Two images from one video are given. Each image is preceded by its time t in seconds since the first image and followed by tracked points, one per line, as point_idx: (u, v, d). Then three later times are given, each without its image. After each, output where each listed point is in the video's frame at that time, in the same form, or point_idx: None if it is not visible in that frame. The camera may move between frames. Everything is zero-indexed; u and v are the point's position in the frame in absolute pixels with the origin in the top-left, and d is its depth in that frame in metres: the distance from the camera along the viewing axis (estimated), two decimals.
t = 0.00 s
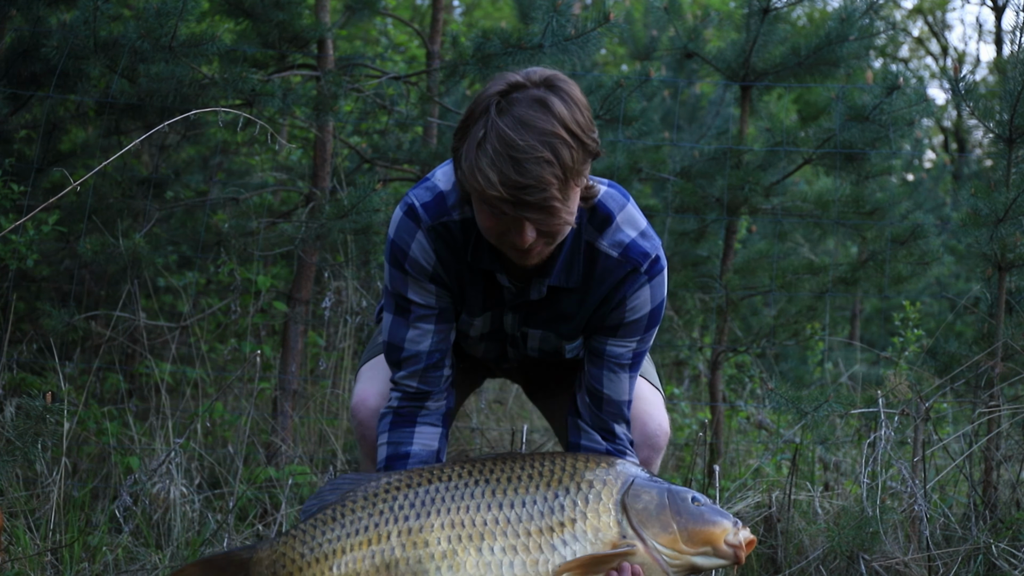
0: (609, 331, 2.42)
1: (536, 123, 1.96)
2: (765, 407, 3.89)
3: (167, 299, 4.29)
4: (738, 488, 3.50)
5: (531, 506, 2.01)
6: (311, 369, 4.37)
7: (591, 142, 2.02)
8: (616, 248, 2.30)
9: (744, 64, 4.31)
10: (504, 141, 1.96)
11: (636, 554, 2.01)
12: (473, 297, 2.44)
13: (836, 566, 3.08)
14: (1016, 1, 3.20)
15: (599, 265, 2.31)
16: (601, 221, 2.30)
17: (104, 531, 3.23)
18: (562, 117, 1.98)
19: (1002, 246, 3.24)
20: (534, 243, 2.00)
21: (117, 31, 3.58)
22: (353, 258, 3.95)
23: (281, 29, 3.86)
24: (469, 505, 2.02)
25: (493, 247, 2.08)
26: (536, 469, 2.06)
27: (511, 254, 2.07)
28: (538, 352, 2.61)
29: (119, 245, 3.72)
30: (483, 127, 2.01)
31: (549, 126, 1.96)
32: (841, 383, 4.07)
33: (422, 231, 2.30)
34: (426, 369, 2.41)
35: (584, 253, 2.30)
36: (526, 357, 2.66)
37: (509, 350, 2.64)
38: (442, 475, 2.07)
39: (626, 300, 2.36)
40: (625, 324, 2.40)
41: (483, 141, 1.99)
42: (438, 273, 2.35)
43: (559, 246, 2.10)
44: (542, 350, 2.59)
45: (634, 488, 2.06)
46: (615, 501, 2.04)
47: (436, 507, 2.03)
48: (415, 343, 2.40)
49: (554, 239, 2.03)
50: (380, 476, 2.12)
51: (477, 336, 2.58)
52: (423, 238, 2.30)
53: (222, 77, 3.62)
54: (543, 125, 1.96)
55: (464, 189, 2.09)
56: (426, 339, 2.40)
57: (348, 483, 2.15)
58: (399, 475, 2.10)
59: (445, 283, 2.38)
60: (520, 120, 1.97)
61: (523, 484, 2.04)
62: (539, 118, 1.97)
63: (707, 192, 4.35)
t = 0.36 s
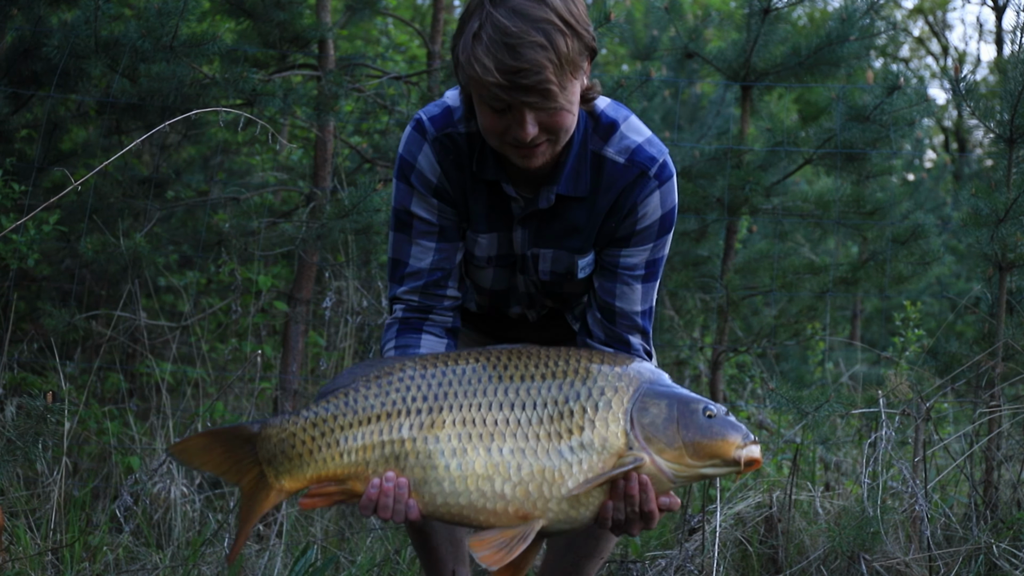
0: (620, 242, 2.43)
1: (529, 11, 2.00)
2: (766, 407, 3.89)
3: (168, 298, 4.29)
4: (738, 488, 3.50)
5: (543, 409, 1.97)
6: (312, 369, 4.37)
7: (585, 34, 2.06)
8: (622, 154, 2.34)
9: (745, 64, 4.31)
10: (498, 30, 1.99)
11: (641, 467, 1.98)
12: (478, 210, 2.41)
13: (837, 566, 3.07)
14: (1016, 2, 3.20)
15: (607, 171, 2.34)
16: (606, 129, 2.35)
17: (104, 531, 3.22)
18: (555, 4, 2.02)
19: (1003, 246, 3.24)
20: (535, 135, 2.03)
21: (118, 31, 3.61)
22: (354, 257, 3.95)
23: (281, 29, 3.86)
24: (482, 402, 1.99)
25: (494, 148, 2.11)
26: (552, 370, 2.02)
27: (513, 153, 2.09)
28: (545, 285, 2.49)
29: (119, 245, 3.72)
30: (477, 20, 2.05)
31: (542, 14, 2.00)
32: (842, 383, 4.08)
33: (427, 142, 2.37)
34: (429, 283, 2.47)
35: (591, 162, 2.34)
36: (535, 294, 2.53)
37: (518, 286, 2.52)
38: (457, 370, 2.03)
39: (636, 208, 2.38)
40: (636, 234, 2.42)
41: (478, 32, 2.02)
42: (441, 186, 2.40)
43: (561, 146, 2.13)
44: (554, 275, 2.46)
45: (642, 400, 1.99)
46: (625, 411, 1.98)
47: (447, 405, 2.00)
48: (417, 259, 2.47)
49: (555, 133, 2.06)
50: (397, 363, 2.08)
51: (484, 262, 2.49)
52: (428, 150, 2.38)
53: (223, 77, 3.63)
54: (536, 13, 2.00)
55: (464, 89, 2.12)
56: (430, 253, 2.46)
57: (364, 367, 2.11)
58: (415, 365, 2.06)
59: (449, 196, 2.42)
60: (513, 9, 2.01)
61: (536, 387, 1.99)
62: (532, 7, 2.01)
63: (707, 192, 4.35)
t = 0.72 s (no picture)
0: (619, 243, 2.52)
1: None
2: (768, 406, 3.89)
3: (169, 299, 4.29)
4: (741, 488, 3.49)
5: (547, 358, 2.01)
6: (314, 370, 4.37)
7: (586, 25, 2.27)
8: (620, 156, 2.48)
9: (746, 64, 4.31)
10: (507, 10, 2.20)
11: (647, 420, 2.01)
12: (477, 219, 2.52)
13: (839, 565, 3.07)
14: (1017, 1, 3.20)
15: (606, 171, 2.46)
16: (604, 135, 2.51)
17: (106, 532, 3.22)
18: None
19: (1005, 245, 3.24)
20: (536, 118, 2.22)
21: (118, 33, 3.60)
22: (355, 258, 3.95)
23: (282, 31, 3.87)
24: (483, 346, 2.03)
25: (496, 136, 2.28)
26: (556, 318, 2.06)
27: (513, 139, 2.27)
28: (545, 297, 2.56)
29: (120, 246, 3.72)
30: (487, 4, 2.26)
31: None
32: (843, 383, 4.08)
33: (425, 155, 2.52)
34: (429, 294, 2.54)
35: (591, 166, 2.47)
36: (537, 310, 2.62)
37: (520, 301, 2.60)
38: (461, 313, 2.07)
39: (635, 208, 2.48)
40: (634, 234, 2.50)
41: (488, 14, 2.23)
42: (441, 197, 2.52)
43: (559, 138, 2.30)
44: (556, 282, 2.52)
45: (656, 350, 2.02)
46: (634, 360, 2.02)
47: (449, 350, 2.04)
48: (419, 271, 2.56)
49: (554, 118, 2.25)
50: (402, 302, 2.13)
51: (485, 273, 2.56)
52: (426, 162, 2.52)
53: (225, 78, 3.63)
54: None
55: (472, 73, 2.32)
56: (431, 264, 2.55)
57: (369, 304, 2.16)
58: (420, 306, 2.10)
59: (448, 208, 2.54)
60: None
61: (539, 336, 2.03)
62: None
63: (709, 193, 4.34)
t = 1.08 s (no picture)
0: (616, 259, 2.49)
1: (531, 14, 2.29)
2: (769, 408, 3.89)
3: (170, 301, 4.29)
4: (741, 491, 3.49)
5: (542, 368, 1.98)
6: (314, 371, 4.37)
7: (582, 44, 2.33)
8: (618, 174, 2.50)
9: (747, 66, 4.30)
10: (503, 27, 2.27)
11: (647, 429, 1.97)
12: (478, 237, 2.51)
13: (840, 568, 3.07)
14: (1017, 4, 3.20)
15: (605, 189, 2.48)
16: (601, 157, 2.54)
17: (107, 533, 3.22)
18: (555, 11, 2.31)
19: (1005, 248, 3.24)
20: (533, 130, 2.24)
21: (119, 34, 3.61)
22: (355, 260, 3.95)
23: (283, 33, 3.87)
24: (476, 359, 2.00)
25: (497, 154, 2.29)
26: (550, 325, 2.01)
27: (513, 157, 2.27)
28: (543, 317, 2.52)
29: (121, 247, 3.72)
30: (485, 22, 2.33)
31: (543, 15, 2.28)
32: (844, 385, 4.08)
33: (426, 171, 2.54)
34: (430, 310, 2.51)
35: (589, 185, 2.48)
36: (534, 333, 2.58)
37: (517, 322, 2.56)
38: (451, 324, 2.03)
39: (633, 223, 2.48)
40: (631, 248, 2.48)
41: (484, 32, 2.30)
42: (442, 213, 2.53)
43: (559, 156, 2.30)
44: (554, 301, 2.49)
45: (650, 357, 1.98)
46: (632, 369, 1.98)
47: (442, 363, 2.01)
48: (419, 288, 2.54)
49: (552, 132, 2.26)
50: (392, 311, 2.10)
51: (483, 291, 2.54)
52: (427, 179, 2.53)
53: (225, 80, 3.63)
54: (538, 15, 2.28)
55: (471, 94, 2.37)
56: (431, 280, 2.53)
57: (359, 315, 2.13)
58: (410, 317, 2.07)
59: (449, 224, 2.54)
60: (518, 12, 2.30)
61: (534, 344, 2.00)
62: (534, 11, 2.30)
63: (709, 195, 4.34)
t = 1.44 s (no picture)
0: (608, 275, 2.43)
1: (533, 27, 2.41)
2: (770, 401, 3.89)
3: (170, 294, 4.29)
4: (742, 484, 3.49)
5: (546, 348, 1.94)
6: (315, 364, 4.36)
7: (579, 64, 2.43)
8: (610, 193, 2.47)
9: (749, 59, 4.29)
10: (505, 35, 2.39)
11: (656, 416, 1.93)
12: (471, 252, 2.44)
13: (840, 561, 3.06)
14: None
15: (597, 206, 2.45)
16: (593, 178, 2.52)
17: (108, 526, 3.22)
18: (555, 30, 2.44)
19: (1007, 241, 3.23)
20: (528, 130, 2.29)
21: (119, 27, 3.60)
22: (356, 253, 3.94)
23: (283, 25, 3.86)
24: (477, 338, 1.97)
25: (490, 158, 2.32)
26: (554, 305, 1.98)
27: (506, 159, 2.30)
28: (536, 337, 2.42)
29: (121, 240, 3.71)
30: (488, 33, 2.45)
31: (544, 28, 2.41)
32: (844, 378, 4.08)
33: (419, 190, 2.50)
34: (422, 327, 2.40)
35: (582, 203, 2.46)
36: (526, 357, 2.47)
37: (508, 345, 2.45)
38: (454, 302, 2.00)
39: (625, 238, 2.43)
40: (623, 262, 2.42)
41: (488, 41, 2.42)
42: (436, 229, 2.46)
43: (552, 166, 2.33)
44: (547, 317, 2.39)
45: (655, 343, 1.94)
46: (638, 353, 1.94)
47: (443, 341, 1.97)
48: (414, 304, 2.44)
49: (546, 137, 2.31)
50: (392, 291, 2.06)
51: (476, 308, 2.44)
52: (421, 197, 2.49)
53: (225, 72, 3.62)
54: (540, 28, 2.40)
55: (468, 104, 2.44)
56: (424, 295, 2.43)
57: (359, 294, 2.09)
58: (411, 295, 2.04)
59: (443, 241, 2.47)
60: (520, 25, 2.42)
61: (536, 325, 1.96)
62: (535, 25, 2.42)
63: (710, 187, 4.33)
